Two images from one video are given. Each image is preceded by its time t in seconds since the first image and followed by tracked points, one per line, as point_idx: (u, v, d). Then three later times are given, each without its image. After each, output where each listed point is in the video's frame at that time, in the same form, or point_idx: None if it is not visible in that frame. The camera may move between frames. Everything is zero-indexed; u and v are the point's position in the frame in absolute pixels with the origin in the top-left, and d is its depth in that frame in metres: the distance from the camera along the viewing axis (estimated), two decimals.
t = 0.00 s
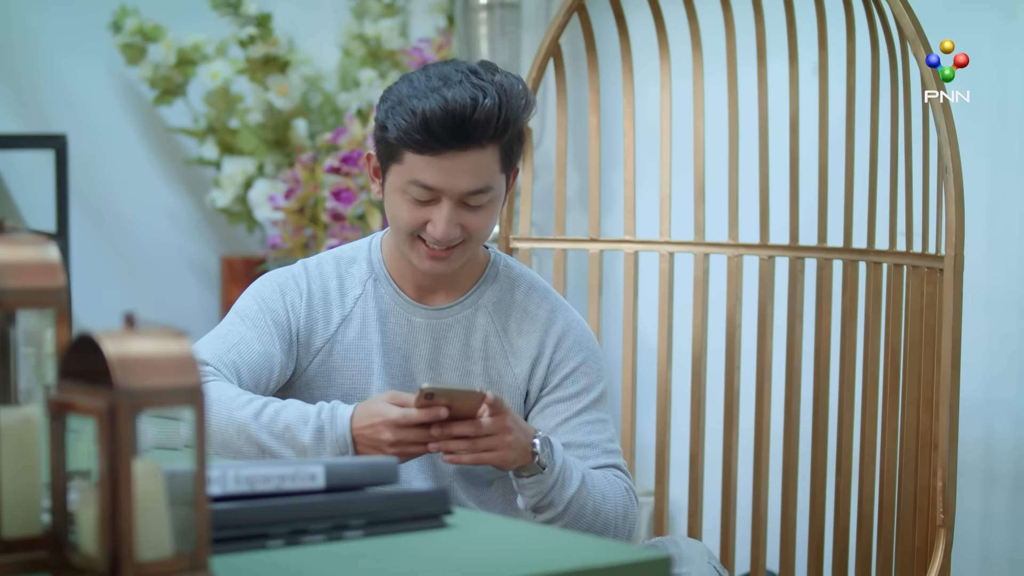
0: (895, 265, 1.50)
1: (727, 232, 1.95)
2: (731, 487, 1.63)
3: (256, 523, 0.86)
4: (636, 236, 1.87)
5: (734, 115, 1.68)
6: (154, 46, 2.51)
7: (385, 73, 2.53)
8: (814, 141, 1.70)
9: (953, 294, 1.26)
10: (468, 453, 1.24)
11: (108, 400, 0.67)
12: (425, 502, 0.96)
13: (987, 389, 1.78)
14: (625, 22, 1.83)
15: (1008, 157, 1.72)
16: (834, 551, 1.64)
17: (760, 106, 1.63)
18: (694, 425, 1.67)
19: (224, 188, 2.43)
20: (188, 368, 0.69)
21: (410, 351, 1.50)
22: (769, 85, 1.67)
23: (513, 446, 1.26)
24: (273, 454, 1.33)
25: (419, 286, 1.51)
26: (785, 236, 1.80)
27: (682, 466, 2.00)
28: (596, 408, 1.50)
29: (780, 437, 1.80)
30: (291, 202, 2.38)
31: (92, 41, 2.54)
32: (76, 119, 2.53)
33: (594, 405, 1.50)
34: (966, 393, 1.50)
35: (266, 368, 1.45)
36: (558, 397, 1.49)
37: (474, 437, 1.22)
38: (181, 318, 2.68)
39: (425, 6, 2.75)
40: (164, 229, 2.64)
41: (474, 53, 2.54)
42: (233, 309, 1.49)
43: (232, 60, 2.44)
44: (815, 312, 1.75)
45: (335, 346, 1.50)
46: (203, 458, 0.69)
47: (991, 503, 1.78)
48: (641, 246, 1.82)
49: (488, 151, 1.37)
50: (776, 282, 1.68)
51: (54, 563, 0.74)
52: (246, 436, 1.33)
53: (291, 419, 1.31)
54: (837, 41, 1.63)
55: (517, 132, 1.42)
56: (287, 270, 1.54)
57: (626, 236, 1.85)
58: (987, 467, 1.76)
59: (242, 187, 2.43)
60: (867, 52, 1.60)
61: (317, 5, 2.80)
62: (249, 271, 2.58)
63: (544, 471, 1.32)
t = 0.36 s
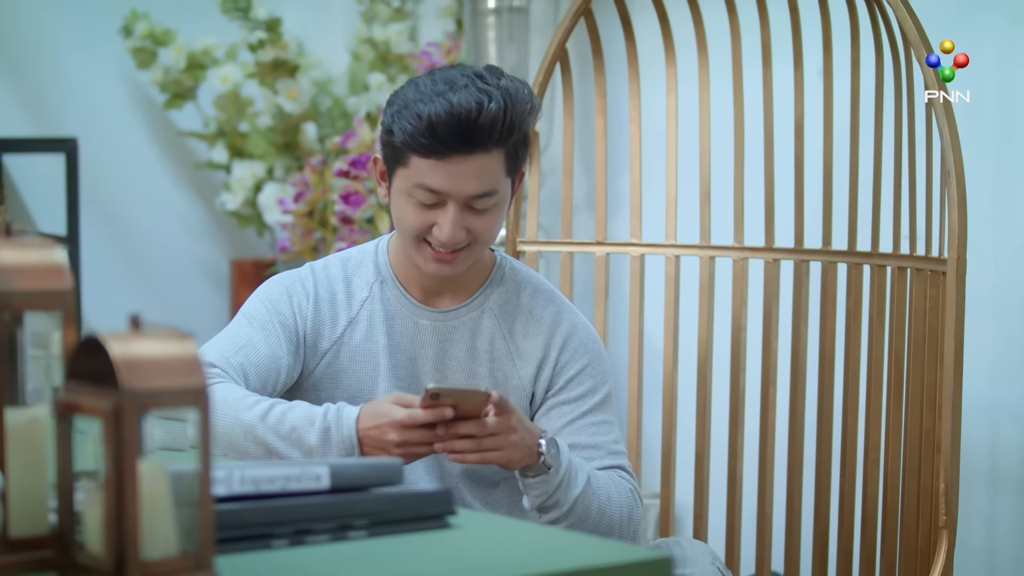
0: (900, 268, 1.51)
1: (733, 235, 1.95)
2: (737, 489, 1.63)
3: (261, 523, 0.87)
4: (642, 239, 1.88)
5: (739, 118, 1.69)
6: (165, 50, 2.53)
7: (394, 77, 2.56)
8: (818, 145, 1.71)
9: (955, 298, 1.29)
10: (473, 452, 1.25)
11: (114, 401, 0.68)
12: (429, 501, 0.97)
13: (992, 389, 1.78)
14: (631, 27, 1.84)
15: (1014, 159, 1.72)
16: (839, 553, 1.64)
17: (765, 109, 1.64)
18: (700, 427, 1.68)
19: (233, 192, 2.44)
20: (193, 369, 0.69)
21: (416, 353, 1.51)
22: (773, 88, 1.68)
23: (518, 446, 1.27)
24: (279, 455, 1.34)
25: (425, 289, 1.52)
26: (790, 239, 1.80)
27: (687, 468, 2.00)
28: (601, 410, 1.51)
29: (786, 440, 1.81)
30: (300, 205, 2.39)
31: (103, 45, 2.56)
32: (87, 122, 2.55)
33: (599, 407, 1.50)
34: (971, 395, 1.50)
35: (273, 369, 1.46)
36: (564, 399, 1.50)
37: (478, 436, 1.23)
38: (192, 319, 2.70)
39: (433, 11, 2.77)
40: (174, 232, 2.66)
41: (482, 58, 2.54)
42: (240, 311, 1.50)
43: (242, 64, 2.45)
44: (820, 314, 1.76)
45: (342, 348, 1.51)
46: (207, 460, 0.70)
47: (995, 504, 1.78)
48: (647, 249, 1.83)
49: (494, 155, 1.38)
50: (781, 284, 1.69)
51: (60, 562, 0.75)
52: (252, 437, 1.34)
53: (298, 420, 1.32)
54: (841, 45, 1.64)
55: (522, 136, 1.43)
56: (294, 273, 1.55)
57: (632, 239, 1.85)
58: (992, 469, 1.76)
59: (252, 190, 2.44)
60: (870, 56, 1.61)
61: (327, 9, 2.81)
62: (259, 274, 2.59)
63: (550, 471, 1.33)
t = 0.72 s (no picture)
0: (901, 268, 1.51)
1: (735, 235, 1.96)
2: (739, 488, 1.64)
3: (263, 521, 0.88)
4: (645, 240, 1.88)
5: (742, 119, 1.70)
6: (172, 51, 2.55)
7: (400, 78, 2.56)
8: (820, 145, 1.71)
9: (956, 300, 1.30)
10: (476, 451, 1.26)
11: (116, 400, 0.69)
12: (431, 499, 0.98)
13: (993, 389, 1.78)
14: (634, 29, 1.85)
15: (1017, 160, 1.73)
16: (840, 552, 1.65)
17: (767, 110, 1.64)
18: (703, 427, 1.68)
19: (241, 192, 2.46)
20: (194, 368, 0.70)
21: (420, 353, 1.52)
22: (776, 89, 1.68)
23: (520, 445, 1.27)
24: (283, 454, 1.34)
25: (428, 289, 1.53)
26: (792, 239, 1.81)
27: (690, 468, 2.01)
28: (604, 409, 1.51)
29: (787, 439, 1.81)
30: (307, 205, 2.41)
31: (111, 46, 2.58)
32: (95, 123, 2.57)
33: (602, 406, 1.51)
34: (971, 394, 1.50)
35: (277, 369, 1.47)
36: (566, 398, 1.51)
37: (480, 435, 1.24)
38: (199, 319, 2.71)
39: (439, 12, 2.78)
40: (181, 232, 2.67)
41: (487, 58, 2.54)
42: (245, 310, 1.51)
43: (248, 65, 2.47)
44: (822, 314, 1.76)
45: (346, 348, 1.53)
46: (208, 458, 0.71)
47: (997, 504, 1.78)
48: (650, 249, 1.84)
49: (497, 155, 1.39)
50: (783, 284, 1.69)
51: (63, 558, 0.76)
52: (256, 436, 1.35)
53: (301, 419, 1.32)
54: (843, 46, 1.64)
55: (525, 136, 1.44)
56: (298, 273, 1.56)
57: (635, 240, 1.86)
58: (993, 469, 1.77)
59: (259, 190, 2.47)
60: (873, 56, 1.61)
61: (334, 10, 2.82)
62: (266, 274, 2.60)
63: (552, 469, 1.33)
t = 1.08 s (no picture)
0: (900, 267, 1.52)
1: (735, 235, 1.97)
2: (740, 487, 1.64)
3: (262, 517, 0.89)
4: (646, 240, 1.89)
5: (743, 120, 1.71)
6: (177, 51, 2.56)
7: (403, 78, 2.58)
8: (820, 145, 1.72)
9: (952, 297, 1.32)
10: (475, 449, 1.26)
11: (116, 396, 0.70)
12: (430, 496, 0.98)
13: (994, 391, 1.79)
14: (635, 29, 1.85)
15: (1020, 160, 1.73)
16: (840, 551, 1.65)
17: (767, 110, 1.65)
18: (703, 426, 1.69)
19: (245, 192, 2.47)
20: (193, 366, 0.71)
21: (420, 351, 1.53)
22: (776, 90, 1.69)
23: (519, 443, 1.28)
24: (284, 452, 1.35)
25: (429, 288, 1.54)
26: (792, 239, 1.81)
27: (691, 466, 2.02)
28: (603, 407, 1.52)
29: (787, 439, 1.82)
30: (311, 205, 2.42)
31: (116, 47, 2.60)
32: (101, 123, 2.58)
33: (601, 404, 1.52)
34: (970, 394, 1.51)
35: (279, 367, 1.49)
36: (566, 396, 1.52)
37: (480, 434, 1.25)
38: (203, 318, 2.72)
39: (443, 12, 2.79)
40: (186, 232, 2.69)
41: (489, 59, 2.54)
42: (247, 309, 1.53)
43: (253, 65, 2.48)
44: (822, 314, 1.77)
45: (347, 346, 1.54)
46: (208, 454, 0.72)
47: (996, 503, 1.79)
48: (651, 249, 1.84)
49: (497, 155, 1.40)
50: (783, 284, 1.70)
51: (65, 554, 0.77)
52: (258, 434, 1.36)
53: (303, 417, 1.33)
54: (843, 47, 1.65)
55: (525, 136, 1.45)
56: (300, 272, 1.58)
57: (636, 240, 1.87)
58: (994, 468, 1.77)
59: (263, 190, 2.47)
60: (872, 57, 1.62)
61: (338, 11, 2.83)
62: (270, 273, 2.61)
63: (551, 467, 1.34)
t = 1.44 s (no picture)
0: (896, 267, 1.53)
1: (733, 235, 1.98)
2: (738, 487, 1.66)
3: (259, 513, 0.90)
4: (645, 240, 1.90)
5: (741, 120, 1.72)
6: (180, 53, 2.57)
7: (405, 80, 2.60)
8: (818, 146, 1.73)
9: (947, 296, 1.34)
10: (473, 447, 1.28)
11: (114, 395, 0.71)
12: (426, 494, 0.99)
13: (1002, 382, 1.88)
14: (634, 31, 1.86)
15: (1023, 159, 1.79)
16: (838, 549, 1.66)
17: (765, 111, 1.66)
18: (702, 424, 1.70)
19: (248, 192, 2.48)
20: (191, 365, 0.73)
21: (419, 351, 1.54)
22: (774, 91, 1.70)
23: (517, 441, 1.29)
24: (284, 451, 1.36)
25: (428, 288, 1.55)
26: (789, 239, 1.82)
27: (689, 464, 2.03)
28: (601, 406, 1.53)
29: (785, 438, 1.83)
30: (313, 206, 2.43)
31: (119, 48, 2.61)
32: (104, 124, 2.60)
33: (599, 403, 1.53)
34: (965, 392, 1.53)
35: (279, 366, 1.50)
36: (564, 396, 1.53)
37: (478, 432, 1.26)
38: (206, 318, 2.74)
39: (445, 14, 2.80)
40: (189, 232, 2.70)
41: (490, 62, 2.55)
42: (248, 309, 1.54)
43: (256, 67, 2.50)
44: (819, 313, 1.78)
45: (347, 346, 1.55)
46: (204, 452, 0.73)
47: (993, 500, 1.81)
48: (650, 249, 1.85)
49: (495, 157, 1.41)
50: (780, 284, 1.71)
51: (63, 551, 0.77)
52: (257, 433, 1.37)
53: (302, 416, 1.34)
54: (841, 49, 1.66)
55: (523, 138, 1.46)
56: (300, 272, 1.59)
57: (635, 240, 1.88)
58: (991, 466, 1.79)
59: (266, 191, 2.49)
60: (869, 58, 1.63)
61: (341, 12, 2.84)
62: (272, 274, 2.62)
63: (548, 465, 1.35)
